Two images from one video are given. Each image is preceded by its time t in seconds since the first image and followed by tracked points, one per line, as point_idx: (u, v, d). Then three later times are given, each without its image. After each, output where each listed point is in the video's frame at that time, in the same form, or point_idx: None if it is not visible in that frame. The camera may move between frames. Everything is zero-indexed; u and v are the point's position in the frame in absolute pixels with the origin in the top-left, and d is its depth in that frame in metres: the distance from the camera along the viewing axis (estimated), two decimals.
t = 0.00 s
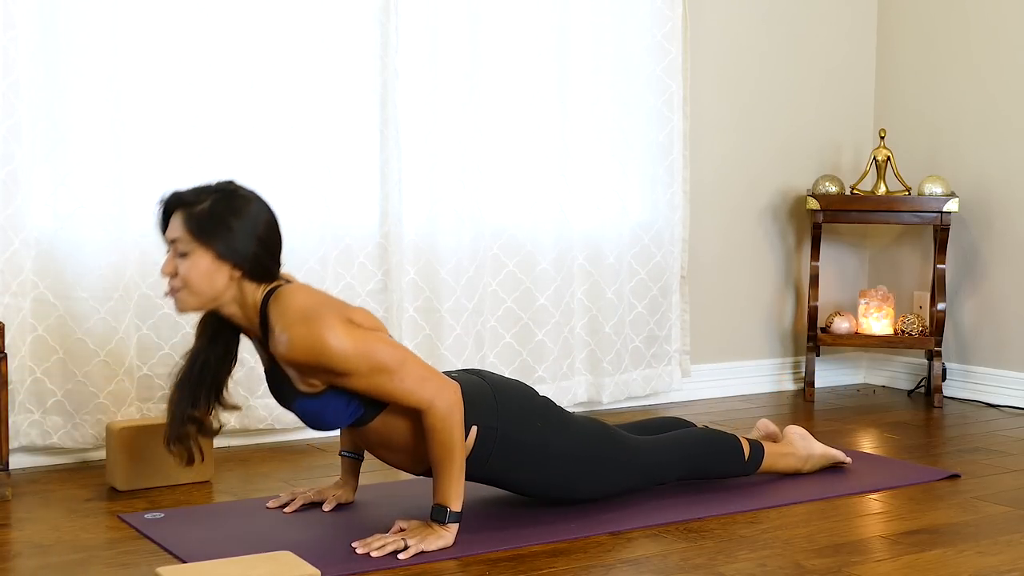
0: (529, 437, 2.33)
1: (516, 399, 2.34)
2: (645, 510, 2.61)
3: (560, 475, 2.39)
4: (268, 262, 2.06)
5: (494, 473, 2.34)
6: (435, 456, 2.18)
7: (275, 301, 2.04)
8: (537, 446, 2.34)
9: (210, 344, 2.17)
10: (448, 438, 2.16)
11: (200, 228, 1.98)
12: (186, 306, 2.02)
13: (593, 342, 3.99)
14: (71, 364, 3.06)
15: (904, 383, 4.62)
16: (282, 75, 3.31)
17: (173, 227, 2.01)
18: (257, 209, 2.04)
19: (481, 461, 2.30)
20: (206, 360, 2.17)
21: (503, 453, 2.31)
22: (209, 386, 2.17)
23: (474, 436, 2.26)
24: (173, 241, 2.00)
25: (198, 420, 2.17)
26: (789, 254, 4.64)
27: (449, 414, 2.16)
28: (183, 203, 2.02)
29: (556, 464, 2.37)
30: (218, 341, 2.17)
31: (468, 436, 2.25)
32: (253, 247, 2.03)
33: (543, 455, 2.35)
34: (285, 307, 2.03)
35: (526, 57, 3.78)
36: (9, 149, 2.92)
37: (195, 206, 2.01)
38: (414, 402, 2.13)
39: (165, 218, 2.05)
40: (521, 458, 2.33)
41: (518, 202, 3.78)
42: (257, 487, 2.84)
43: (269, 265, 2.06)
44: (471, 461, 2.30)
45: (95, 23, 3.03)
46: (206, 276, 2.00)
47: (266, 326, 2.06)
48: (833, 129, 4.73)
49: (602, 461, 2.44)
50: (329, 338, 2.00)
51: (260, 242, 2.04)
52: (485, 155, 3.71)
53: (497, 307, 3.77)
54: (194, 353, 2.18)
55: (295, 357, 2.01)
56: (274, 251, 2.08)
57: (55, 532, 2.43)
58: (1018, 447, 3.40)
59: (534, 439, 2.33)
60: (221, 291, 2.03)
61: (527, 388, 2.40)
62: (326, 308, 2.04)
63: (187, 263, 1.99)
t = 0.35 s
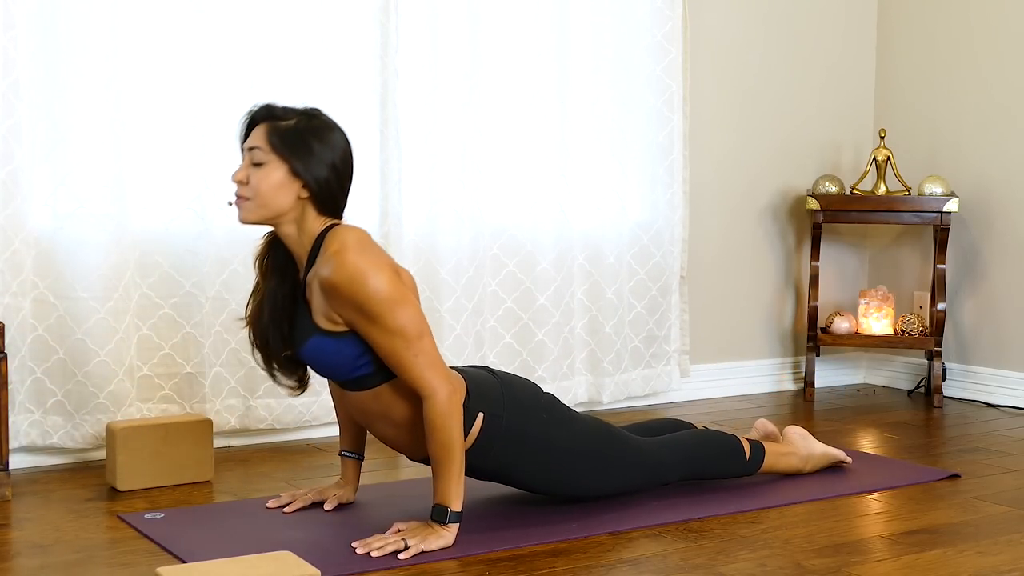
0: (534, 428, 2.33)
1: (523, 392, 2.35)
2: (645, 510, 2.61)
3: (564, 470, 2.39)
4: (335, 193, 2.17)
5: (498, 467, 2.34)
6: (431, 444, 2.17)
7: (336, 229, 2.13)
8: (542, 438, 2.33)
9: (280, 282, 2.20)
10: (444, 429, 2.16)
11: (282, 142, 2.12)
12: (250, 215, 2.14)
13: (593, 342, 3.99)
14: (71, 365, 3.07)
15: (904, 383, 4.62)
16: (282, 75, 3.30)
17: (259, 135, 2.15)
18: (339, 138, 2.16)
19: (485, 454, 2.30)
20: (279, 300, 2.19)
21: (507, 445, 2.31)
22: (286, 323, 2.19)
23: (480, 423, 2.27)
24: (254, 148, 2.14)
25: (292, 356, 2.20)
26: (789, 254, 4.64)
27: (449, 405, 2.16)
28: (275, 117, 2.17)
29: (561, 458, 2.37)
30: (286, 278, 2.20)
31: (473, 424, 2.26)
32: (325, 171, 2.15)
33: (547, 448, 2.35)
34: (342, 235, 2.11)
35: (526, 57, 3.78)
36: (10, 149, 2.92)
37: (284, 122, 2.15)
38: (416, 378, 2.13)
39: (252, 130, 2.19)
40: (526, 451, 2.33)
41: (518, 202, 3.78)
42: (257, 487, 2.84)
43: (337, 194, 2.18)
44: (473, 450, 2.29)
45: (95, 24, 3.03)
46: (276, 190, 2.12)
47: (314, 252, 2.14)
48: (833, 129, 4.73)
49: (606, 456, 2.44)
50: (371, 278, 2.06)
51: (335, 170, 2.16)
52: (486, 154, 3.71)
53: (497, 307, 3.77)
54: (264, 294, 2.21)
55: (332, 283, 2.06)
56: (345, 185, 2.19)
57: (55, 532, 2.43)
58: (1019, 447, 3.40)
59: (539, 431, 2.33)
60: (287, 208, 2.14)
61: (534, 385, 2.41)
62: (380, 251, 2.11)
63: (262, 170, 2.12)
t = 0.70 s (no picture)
0: (538, 421, 2.33)
1: (528, 385, 2.37)
2: (645, 510, 2.61)
3: (566, 465, 2.39)
4: (377, 162, 2.25)
5: (500, 459, 2.35)
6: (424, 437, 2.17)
7: (378, 203, 2.20)
8: (545, 431, 2.34)
9: (306, 247, 2.31)
10: (437, 425, 2.16)
11: (330, 107, 2.20)
12: (291, 179, 2.22)
13: (593, 341, 3.99)
14: (71, 364, 3.07)
15: (904, 383, 4.62)
16: (282, 74, 3.30)
17: (306, 100, 2.23)
18: (384, 109, 2.25)
19: (486, 446, 2.31)
20: (299, 261, 2.30)
21: (510, 437, 2.32)
22: (298, 285, 2.29)
23: (484, 414, 2.29)
24: (301, 112, 2.22)
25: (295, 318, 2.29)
26: (789, 254, 4.63)
27: (445, 401, 2.16)
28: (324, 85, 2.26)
29: (563, 452, 2.37)
30: (313, 244, 2.31)
31: (476, 414, 2.28)
32: (368, 139, 2.23)
33: (550, 442, 2.36)
34: (383, 210, 2.17)
35: (527, 57, 3.78)
36: (10, 149, 2.92)
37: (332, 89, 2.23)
38: (414, 368, 2.14)
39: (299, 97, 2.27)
40: (528, 443, 2.34)
41: (518, 202, 3.78)
42: (256, 487, 2.84)
43: (378, 163, 2.26)
44: (474, 441, 2.31)
45: (95, 24, 3.03)
46: (320, 155, 2.20)
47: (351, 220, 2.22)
48: (833, 129, 4.73)
49: (608, 451, 2.44)
50: (401, 254, 2.11)
51: (378, 140, 2.24)
52: (486, 154, 3.71)
53: (497, 307, 3.77)
54: (288, 253, 2.33)
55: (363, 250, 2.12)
56: (386, 155, 2.28)
57: (55, 532, 2.43)
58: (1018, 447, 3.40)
59: (542, 424, 2.34)
60: (329, 173, 2.22)
61: (540, 380, 2.42)
62: (417, 235, 2.17)
63: (307, 133, 2.20)
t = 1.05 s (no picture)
0: (542, 411, 2.34)
1: (534, 376, 2.38)
2: (645, 510, 2.61)
3: (572, 456, 2.40)
4: (394, 144, 2.26)
5: (504, 450, 2.35)
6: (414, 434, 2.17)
7: (402, 191, 2.22)
8: (549, 421, 2.35)
9: (323, 227, 2.32)
10: (428, 424, 2.15)
11: (344, 95, 2.21)
12: (315, 170, 2.23)
13: (593, 342, 3.98)
14: (71, 364, 3.07)
15: (904, 383, 4.62)
16: (281, 74, 3.30)
17: (320, 89, 2.23)
18: (397, 89, 2.25)
19: (491, 435, 2.32)
20: (316, 240, 2.30)
21: (515, 427, 2.33)
22: (312, 263, 2.28)
23: (489, 403, 2.30)
24: (316, 101, 2.23)
25: (307, 295, 2.28)
26: (789, 254, 4.63)
27: (437, 401, 2.16)
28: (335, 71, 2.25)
29: (568, 442, 2.38)
30: (330, 225, 2.33)
31: (482, 403, 2.29)
32: (385, 123, 2.23)
33: (555, 432, 2.36)
34: (407, 199, 2.20)
35: (527, 57, 3.78)
36: (10, 149, 2.92)
37: (343, 76, 2.23)
38: (408, 364, 2.13)
39: (311, 85, 2.27)
40: (533, 433, 2.35)
41: (518, 202, 3.78)
42: (256, 488, 2.84)
43: (397, 146, 2.27)
44: (480, 431, 2.32)
45: (95, 24, 3.03)
46: (339, 143, 2.21)
47: (372, 204, 2.24)
48: (833, 128, 4.73)
49: (614, 443, 2.44)
50: (418, 248, 2.12)
51: (395, 123, 2.25)
52: (486, 154, 3.71)
53: (497, 307, 3.77)
54: (306, 232, 2.33)
55: (384, 237, 2.14)
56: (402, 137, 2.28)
57: (55, 532, 2.43)
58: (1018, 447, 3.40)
59: (547, 415, 2.35)
60: (349, 159, 2.24)
61: (545, 373, 2.43)
62: (437, 231, 2.18)
63: (324, 121, 2.21)
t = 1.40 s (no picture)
0: (541, 405, 2.34)
1: (534, 370, 2.38)
2: (646, 510, 2.61)
3: (571, 450, 2.39)
4: (396, 138, 2.26)
5: (503, 444, 2.35)
6: (411, 434, 2.17)
7: (403, 188, 2.23)
8: (549, 415, 2.35)
9: (324, 222, 2.32)
10: (425, 424, 2.15)
11: (345, 89, 2.21)
12: (315, 161, 2.23)
13: (593, 342, 3.98)
14: (71, 365, 3.07)
15: (904, 384, 4.62)
16: (281, 74, 3.30)
17: (322, 82, 2.24)
18: (398, 84, 2.25)
19: (489, 429, 2.32)
20: (316, 234, 2.30)
21: (514, 421, 2.33)
22: (312, 256, 2.28)
23: (488, 397, 2.30)
24: (318, 95, 2.23)
25: (307, 288, 2.27)
26: (789, 254, 4.63)
27: (434, 401, 2.15)
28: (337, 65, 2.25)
29: (567, 437, 2.38)
30: (331, 220, 2.33)
31: (480, 397, 2.29)
32: (386, 116, 2.23)
33: (554, 426, 2.36)
34: (408, 196, 2.20)
35: (527, 57, 3.78)
36: (10, 149, 2.92)
37: (345, 70, 2.23)
38: (406, 366, 2.13)
39: (313, 78, 2.28)
40: (532, 427, 2.34)
41: (518, 202, 3.78)
42: (256, 488, 2.84)
43: (398, 140, 2.27)
44: (479, 425, 2.32)
45: (95, 24, 3.03)
46: (341, 136, 2.21)
47: (373, 200, 2.24)
48: (833, 128, 4.73)
49: (613, 436, 2.44)
50: (418, 247, 2.12)
51: (396, 118, 2.25)
52: (486, 153, 3.71)
53: (497, 307, 3.76)
54: (307, 227, 2.33)
55: (384, 235, 2.14)
56: (404, 131, 2.28)
57: (55, 532, 2.43)
58: (1019, 447, 3.40)
59: (546, 408, 2.35)
60: (351, 153, 2.24)
61: (544, 366, 2.43)
62: (439, 230, 2.18)
63: (327, 115, 2.21)
